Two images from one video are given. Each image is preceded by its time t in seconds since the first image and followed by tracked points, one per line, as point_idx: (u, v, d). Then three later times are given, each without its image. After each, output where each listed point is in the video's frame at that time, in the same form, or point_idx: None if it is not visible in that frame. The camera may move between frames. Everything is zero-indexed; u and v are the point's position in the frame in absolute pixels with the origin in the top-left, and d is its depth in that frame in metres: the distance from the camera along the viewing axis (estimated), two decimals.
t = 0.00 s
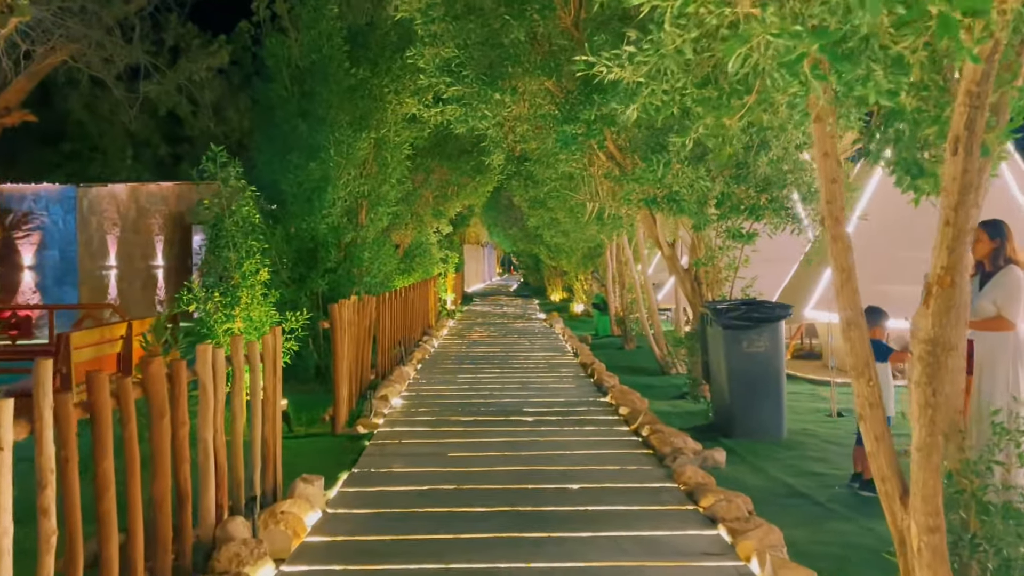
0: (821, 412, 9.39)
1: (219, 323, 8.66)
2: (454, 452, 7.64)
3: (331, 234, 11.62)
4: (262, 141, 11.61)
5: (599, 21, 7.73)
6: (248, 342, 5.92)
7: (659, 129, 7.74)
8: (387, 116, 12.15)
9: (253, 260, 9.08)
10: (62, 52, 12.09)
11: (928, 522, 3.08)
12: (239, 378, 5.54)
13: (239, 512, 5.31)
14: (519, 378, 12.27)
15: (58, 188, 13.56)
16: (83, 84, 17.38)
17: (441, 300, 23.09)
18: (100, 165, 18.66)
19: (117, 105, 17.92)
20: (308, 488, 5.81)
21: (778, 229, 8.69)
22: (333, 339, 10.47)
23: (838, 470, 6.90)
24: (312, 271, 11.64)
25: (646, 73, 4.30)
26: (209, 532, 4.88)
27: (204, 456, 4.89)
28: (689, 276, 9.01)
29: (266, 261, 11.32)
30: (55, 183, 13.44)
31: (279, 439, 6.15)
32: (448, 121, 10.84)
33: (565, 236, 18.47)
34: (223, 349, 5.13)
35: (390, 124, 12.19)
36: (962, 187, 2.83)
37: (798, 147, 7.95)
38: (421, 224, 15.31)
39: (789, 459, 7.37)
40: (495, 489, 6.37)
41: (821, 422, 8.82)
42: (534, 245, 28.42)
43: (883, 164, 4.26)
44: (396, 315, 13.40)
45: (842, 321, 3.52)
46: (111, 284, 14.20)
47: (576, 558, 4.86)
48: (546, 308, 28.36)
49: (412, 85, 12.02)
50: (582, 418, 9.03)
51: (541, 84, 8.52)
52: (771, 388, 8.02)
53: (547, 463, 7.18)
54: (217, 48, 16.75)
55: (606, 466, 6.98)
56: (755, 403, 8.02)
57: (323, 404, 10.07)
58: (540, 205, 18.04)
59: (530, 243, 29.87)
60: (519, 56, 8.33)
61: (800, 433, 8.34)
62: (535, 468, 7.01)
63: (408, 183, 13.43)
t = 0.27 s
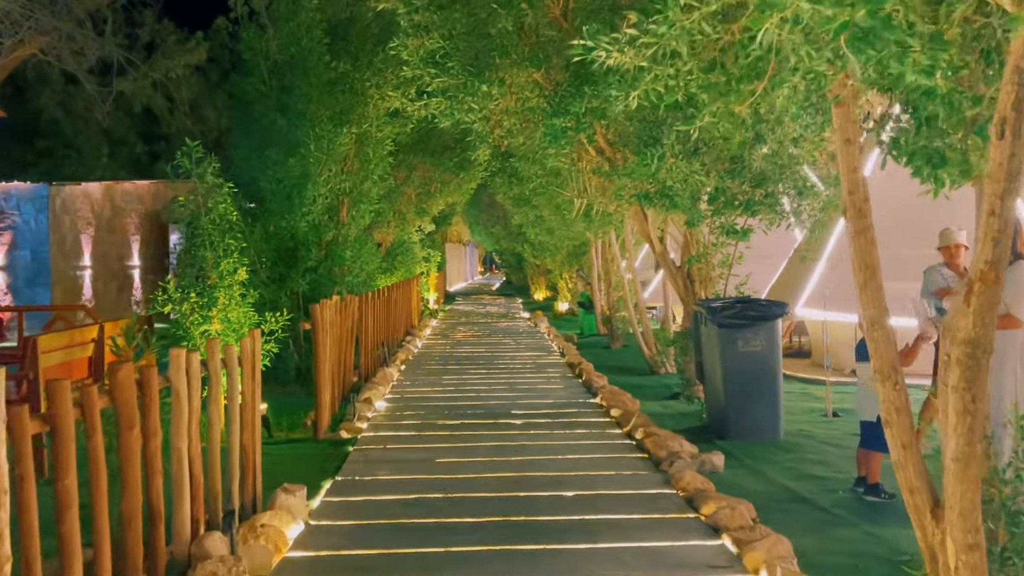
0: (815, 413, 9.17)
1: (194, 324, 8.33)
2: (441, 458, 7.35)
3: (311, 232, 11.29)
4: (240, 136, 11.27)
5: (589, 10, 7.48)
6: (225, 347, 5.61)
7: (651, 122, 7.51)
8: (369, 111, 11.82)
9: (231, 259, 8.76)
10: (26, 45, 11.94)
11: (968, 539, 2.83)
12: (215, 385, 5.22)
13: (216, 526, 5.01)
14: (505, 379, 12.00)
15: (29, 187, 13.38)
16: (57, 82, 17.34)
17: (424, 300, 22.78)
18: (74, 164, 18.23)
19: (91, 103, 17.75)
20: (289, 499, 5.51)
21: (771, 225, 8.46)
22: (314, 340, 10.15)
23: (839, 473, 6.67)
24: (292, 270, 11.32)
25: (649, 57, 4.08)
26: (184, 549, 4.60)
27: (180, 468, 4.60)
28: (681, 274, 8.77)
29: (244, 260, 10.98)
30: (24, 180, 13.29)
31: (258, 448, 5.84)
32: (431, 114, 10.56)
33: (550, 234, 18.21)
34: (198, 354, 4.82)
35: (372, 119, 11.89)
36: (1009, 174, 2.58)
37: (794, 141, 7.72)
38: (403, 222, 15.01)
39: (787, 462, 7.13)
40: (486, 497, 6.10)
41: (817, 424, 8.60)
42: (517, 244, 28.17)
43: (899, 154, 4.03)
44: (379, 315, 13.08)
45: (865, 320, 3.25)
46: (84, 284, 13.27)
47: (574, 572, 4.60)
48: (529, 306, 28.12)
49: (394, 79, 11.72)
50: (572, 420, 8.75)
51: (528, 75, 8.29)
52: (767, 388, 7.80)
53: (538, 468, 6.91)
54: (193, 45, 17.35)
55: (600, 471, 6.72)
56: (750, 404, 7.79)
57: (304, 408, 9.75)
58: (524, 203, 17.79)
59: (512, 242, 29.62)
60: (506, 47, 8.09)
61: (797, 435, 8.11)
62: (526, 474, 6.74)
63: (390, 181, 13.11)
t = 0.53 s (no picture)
0: (815, 414, 8.99)
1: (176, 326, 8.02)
2: (435, 464, 7.07)
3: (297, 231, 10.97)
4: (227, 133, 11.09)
5: None
6: (210, 350, 5.29)
7: (651, 116, 7.28)
8: (355, 106, 11.46)
9: (214, 258, 8.44)
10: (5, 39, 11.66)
11: None
12: (200, 393, 4.92)
13: (200, 542, 4.73)
14: (496, 381, 11.73)
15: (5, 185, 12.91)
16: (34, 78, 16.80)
17: (410, 299, 22.48)
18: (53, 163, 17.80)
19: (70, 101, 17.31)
20: (277, 512, 5.23)
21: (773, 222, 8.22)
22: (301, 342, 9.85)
23: (847, 478, 6.47)
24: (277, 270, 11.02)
25: (665, 41, 3.85)
26: (167, 568, 4.31)
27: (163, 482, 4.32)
28: (679, 274, 8.54)
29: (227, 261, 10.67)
30: None
31: (246, 456, 5.56)
32: (421, 109, 10.27)
33: (538, 233, 17.98)
34: (184, 362, 4.51)
35: (359, 114, 11.60)
36: None
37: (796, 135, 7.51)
38: (390, 221, 14.70)
39: (793, 467, 6.91)
40: (484, 507, 5.82)
41: (818, 426, 8.41)
42: (503, 243, 27.91)
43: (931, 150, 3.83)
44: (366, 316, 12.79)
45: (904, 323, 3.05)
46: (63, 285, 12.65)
47: None
48: (515, 306, 27.87)
49: (382, 73, 11.45)
50: (568, 424, 8.51)
51: (522, 69, 8.03)
52: (769, 390, 7.60)
53: (537, 475, 6.65)
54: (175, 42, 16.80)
55: (601, 477, 6.48)
56: (751, 406, 7.58)
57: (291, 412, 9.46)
58: (512, 201, 17.52)
59: (498, 241, 29.35)
60: (501, 38, 7.84)
61: (799, 438, 7.91)
62: (525, 482, 6.47)
63: (378, 178, 12.79)
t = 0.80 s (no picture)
0: (817, 418, 8.81)
1: (162, 329, 7.77)
2: (430, 472, 6.84)
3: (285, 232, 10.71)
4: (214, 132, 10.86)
5: None
6: (195, 355, 5.04)
7: (652, 112, 7.09)
8: (345, 104, 11.21)
9: (201, 259, 8.19)
10: None
11: None
12: (185, 401, 4.67)
13: (186, 557, 4.48)
14: (490, 384, 11.50)
15: None
16: (17, 77, 16.42)
17: (399, 301, 22.24)
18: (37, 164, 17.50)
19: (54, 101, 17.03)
20: (267, 524, 4.99)
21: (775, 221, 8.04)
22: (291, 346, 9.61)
23: (856, 485, 6.28)
24: (266, 272, 10.77)
25: (677, 30, 3.68)
26: None
27: (146, 496, 4.07)
28: (678, 274, 8.36)
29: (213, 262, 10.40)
30: None
31: (234, 466, 5.32)
32: (414, 106, 10.04)
33: (529, 233, 17.77)
34: (169, 368, 4.28)
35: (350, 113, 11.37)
36: None
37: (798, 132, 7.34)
38: (381, 221, 14.46)
39: (800, 474, 6.71)
40: (483, 518, 5.60)
41: (821, 430, 8.22)
42: (493, 244, 27.71)
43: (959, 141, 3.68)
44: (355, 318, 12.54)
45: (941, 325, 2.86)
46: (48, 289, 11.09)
47: None
48: (505, 308, 27.64)
49: (374, 70, 11.25)
50: (565, 429, 8.29)
51: (518, 64, 7.84)
52: (773, 393, 7.39)
53: (536, 483, 6.43)
54: (161, 41, 16.83)
55: (602, 486, 6.27)
56: (754, 410, 7.37)
57: (280, 417, 9.21)
58: (504, 201, 17.31)
59: (488, 242, 29.13)
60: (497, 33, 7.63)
61: (803, 443, 7.72)
62: (524, 490, 6.25)
63: (368, 177, 12.55)
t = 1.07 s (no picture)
0: (815, 424, 8.59)
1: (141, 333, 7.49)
2: (419, 483, 6.58)
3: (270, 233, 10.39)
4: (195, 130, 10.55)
5: None
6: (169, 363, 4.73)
7: (648, 109, 6.86)
8: (331, 101, 10.90)
9: (181, 260, 7.90)
10: None
11: None
12: (157, 415, 4.36)
13: None
14: (480, 389, 11.24)
15: None
16: None
17: (386, 303, 21.92)
18: (16, 165, 17.13)
19: (34, 100, 16.69)
20: (246, 541, 4.71)
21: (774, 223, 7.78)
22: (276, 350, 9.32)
23: (860, 496, 6.06)
24: (249, 274, 10.48)
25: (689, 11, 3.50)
26: None
27: (114, 518, 3.78)
28: (675, 275, 8.13)
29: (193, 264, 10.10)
30: None
31: (213, 479, 5.03)
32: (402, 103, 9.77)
33: (518, 235, 17.50)
34: (140, 378, 4.00)
35: (336, 111, 11.07)
36: None
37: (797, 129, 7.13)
38: (368, 223, 14.18)
39: (802, 483, 6.48)
40: (475, 532, 5.34)
41: (820, 437, 7.99)
42: (481, 246, 27.46)
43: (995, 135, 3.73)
44: (341, 321, 12.23)
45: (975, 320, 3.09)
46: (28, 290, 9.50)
47: None
48: (493, 310, 27.36)
49: (361, 68, 10.96)
50: (557, 437, 8.03)
51: (510, 60, 7.60)
52: (775, 399, 7.17)
53: (529, 494, 6.17)
54: (144, 40, 16.89)
55: (598, 498, 6.02)
56: (754, 416, 7.15)
57: (263, 424, 8.92)
58: (492, 202, 17.06)
59: (476, 244, 28.88)
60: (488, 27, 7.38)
61: (803, 450, 7.48)
62: (516, 502, 5.99)
63: (354, 178, 12.24)
